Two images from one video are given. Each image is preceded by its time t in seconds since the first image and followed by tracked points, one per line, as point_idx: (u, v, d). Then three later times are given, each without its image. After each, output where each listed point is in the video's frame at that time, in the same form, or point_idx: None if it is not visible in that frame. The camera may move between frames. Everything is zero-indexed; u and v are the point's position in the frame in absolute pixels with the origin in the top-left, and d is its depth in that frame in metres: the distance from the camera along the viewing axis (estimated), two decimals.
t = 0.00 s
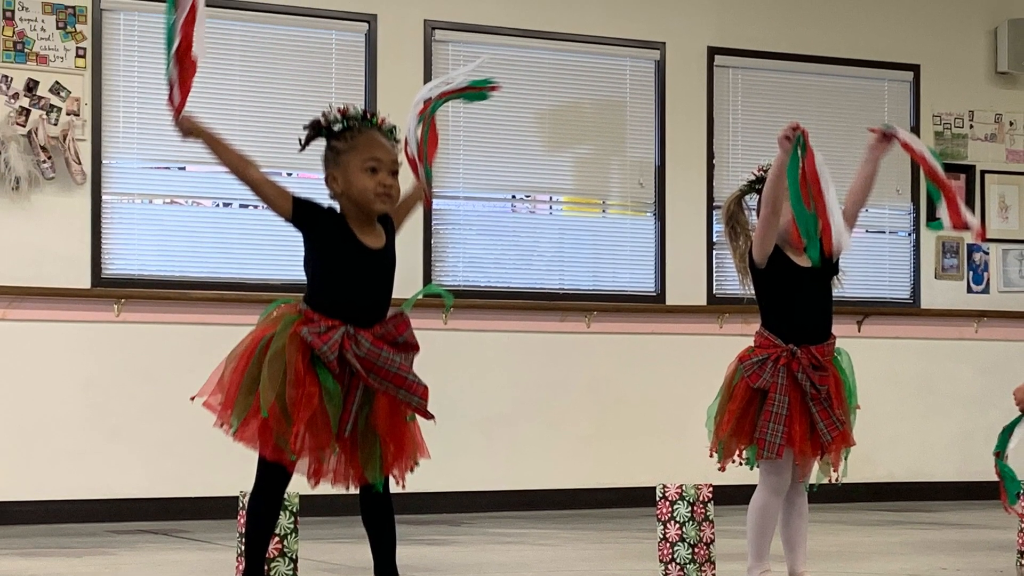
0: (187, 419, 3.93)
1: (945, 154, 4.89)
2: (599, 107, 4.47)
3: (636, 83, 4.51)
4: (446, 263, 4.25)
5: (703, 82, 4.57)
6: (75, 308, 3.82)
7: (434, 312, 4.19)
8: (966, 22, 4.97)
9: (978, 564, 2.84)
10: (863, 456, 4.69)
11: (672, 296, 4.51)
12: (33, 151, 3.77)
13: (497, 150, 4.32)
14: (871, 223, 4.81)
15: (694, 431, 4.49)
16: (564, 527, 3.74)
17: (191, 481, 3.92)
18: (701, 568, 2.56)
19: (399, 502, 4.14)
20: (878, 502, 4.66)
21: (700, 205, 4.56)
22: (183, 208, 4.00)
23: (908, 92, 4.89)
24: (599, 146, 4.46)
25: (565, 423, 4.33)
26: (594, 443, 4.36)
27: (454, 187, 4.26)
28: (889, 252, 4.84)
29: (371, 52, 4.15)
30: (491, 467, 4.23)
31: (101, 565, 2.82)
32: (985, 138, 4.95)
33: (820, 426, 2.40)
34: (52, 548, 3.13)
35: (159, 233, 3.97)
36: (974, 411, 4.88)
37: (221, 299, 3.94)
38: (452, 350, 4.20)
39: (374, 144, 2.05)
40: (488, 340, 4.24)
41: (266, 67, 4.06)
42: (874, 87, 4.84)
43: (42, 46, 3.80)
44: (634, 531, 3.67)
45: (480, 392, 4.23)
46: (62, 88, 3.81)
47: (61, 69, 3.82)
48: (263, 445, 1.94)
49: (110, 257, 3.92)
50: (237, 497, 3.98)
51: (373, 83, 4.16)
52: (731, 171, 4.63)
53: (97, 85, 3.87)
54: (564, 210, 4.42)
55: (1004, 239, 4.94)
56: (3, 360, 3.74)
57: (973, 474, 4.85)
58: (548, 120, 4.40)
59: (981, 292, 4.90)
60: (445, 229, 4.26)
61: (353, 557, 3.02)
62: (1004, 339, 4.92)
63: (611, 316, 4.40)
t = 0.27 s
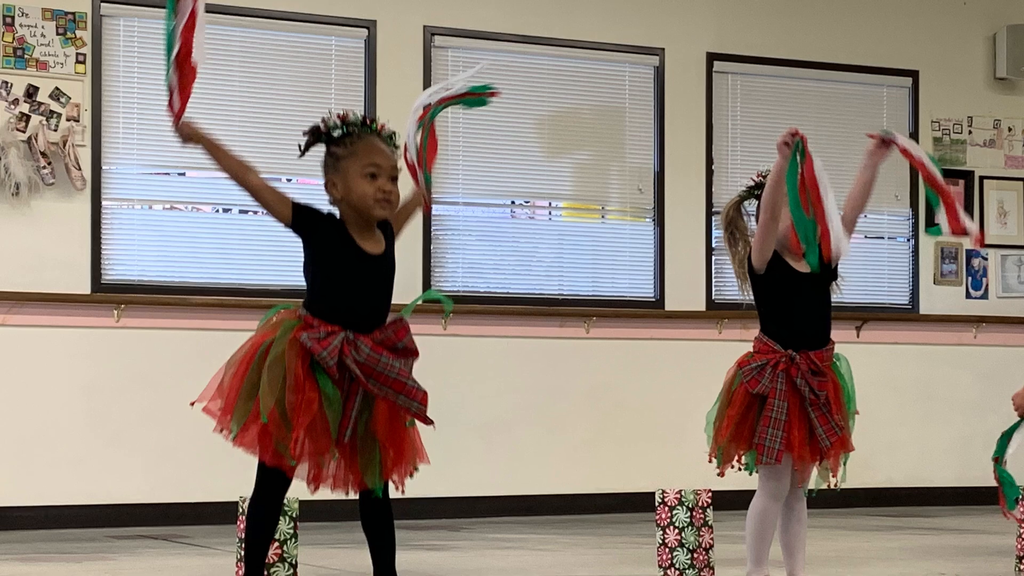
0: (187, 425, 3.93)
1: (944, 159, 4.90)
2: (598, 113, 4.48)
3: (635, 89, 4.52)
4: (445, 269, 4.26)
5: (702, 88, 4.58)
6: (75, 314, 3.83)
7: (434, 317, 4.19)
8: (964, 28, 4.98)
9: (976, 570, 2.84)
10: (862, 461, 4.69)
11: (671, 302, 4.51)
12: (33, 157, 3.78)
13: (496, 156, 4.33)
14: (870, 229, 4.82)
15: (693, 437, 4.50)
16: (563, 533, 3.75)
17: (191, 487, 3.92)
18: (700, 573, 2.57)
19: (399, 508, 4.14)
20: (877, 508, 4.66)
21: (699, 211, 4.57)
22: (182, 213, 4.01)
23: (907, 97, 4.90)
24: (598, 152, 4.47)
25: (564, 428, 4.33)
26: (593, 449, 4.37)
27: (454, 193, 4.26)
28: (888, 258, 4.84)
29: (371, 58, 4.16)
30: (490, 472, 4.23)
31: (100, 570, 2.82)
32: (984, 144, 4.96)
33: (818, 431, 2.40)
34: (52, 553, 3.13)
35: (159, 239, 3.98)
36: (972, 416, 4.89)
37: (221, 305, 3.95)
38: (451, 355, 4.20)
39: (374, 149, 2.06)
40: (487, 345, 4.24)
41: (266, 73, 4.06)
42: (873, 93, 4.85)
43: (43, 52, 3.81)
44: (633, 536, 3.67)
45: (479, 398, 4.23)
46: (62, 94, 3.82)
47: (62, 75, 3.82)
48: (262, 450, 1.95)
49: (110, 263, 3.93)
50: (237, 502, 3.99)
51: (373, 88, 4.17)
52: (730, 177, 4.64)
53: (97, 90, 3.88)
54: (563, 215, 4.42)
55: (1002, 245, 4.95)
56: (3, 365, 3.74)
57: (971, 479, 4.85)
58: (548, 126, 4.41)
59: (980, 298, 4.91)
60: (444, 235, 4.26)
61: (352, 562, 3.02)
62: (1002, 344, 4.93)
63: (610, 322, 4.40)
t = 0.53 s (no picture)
0: (187, 430, 3.93)
1: (943, 165, 4.91)
2: (597, 119, 4.48)
3: (634, 95, 4.53)
4: (444, 274, 4.26)
5: (701, 94, 4.59)
6: (75, 319, 3.83)
7: (434, 323, 4.20)
8: (963, 34, 4.99)
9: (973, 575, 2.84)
10: (861, 467, 4.69)
11: (671, 308, 4.51)
12: (33, 162, 3.77)
13: (496, 162, 4.34)
14: (869, 234, 4.82)
15: (692, 442, 4.50)
16: (562, 538, 3.75)
17: (191, 492, 3.93)
18: None
19: (398, 513, 4.15)
20: (875, 513, 4.67)
21: (698, 216, 4.58)
22: (182, 219, 4.01)
23: (905, 103, 4.92)
24: (597, 158, 4.47)
25: (563, 434, 4.34)
26: (592, 454, 4.37)
27: (453, 199, 4.27)
28: (887, 263, 4.85)
29: (370, 64, 4.17)
30: (489, 477, 4.23)
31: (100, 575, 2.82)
32: (983, 149, 4.96)
33: (817, 436, 2.42)
34: (52, 559, 3.13)
35: (159, 244, 3.98)
36: (971, 422, 4.89)
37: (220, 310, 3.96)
38: (450, 361, 4.20)
39: (373, 155, 2.07)
40: (486, 351, 4.24)
41: (266, 78, 4.07)
42: (872, 99, 4.86)
43: (42, 58, 3.81)
44: (631, 542, 3.67)
45: (478, 403, 4.23)
46: (62, 101, 3.83)
47: (61, 81, 3.83)
48: (262, 455, 1.97)
49: (110, 268, 3.93)
50: (236, 508, 3.99)
51: (372, 94, 4.17)
52: (729, 183, 4.65)
53: (96, 96, 3.88)
54: (562, 221, 4.43)
55: (1001, 250, 4.95)
56: (3, 371, 3.75)
57: (970, 485, 4.85)
58: (547, 132, 4.41)
59: (979, 303, 4.92)
60: (443, 240, 4.26)
61: (351, 568, 3.02)
62: (1001, 350, 4.93)
63: (609, 328, 4.41)
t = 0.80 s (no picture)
0: (187, 435, 3.94)
1: (941, 171, 4.91)
2: (596, 125, 4.49)
3: (633, 101, 4.53)
4: (444, 280, 4.27)
5: (700, 100, 4.60)
6: (75, 325, 3.84)
7: (433, 329, 4.20)
8: (961, 40, 5.01)
9: None
10: (860, 472, 4.70)
11: (670, 313, 4.52)
12: (34, 168, 3.79)
13: (496, 168, 4.34)
14: (868, 239, 4.83)
15: (692, 448, 4.50)
16: (562, 543, 3.75)
17: (191, 497, 3.93)
18: None
19: (398, 518, 4.15)
20: (874, 519, 4.66)
21: (697, 222, 4.59)
22: (182, 224, 4.02)
23: (904, 109, 4.93)
24: (596, 164, 4.48)
25: (563, 439, 4.34)
26: (592, 459, 4.37)
27: (452, 204, 4.27)
28: (886, 269, 4.87)
29: (370, 70, 4.18)
30: (489, 482, 4.23)
31: None
32: (982, 155, 4.97)
33: (816, 442, 2.43)
34: (53, 564, 3.13)
35: (159, 250, 3.99)
36: (970, 427, 4.89)
37: (220, 315, 3.96)
38: (449, 367, 4.20)
39: (373, 162, 2.08)
40: (485, 357, 4.25)
41: (266, 84, 4.08)
42: (871, 105, 4.88)
43: (42, 64, 3.82)
44: (631, 547, 3.68)
45: (478, 409, 4.23)
46: (62, 106, 3.83)
47: (61, 87, 3.83)
48: (261, 461, 1.98)
49: (110, 274, 3.94)
50: (236, 513, 4.00)
51: (372, 100, 4.18)
52: (728, 189, 4.66)
53: (96, 102, 3.89)
54: (561, 227, 4.44)
55: (1000, 256, 4.96)
56: (4, 377, 3.75)
57: (969, 490, 4.85)
58: (546, 138, 4.42)
59: (978, 309, 4.92)
60: (443, 246, 4.27)
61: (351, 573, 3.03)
62: (1000, 355, 4.94)
63: (609, 333, 4.41)
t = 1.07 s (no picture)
0: (187, 440, 3.96)
1: (941, 175, 4.82)
2: (597, 131, 4.36)
3: (633, 106, 4.45)
4: (444, 285, 4.08)
5: (698, 107, 4.62)
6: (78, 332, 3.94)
7: (434, 335, 4.34)
8: (959, 46, 5.03)
9: None
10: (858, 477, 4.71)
11: (669, 319, 4.47)
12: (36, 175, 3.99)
13: (495, 173, 4.33)
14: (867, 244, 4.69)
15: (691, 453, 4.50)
16: (563, 563, 3.73)
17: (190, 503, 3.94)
18: None
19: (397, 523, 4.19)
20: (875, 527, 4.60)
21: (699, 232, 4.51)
22: (182, 229, 3.71)
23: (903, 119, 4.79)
24: (597, 170, 4.39)
25: (562, 447, 4.44)
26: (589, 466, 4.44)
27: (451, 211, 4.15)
28: (886, 274, 4.64)
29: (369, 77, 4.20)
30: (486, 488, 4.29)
31: None
32: (980, 161, 4.98)
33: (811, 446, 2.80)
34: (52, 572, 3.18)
35: (158, 258, 3.71)
36: (969, 433, 4.87)
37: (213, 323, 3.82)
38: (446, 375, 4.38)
39: (373, 171, 2.85)
40: (486, 363, 4.39)
41: (262, 88, 4.00)
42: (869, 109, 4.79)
43: (44, 72, 3.92)
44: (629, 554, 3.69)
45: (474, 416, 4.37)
46: (62, 112, 3.89)
47: (61, 94, 3.87)
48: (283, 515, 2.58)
49: (110, 281, 3.81)
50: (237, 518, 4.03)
51: (371, 106, 4.17)
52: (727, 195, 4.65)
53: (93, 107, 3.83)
54: (561, 232, 4.37)
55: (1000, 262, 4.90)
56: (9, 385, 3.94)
57: (969, 497, 4.82)
58: (546, 144, 4.33)
59: (977, 315, 4.85)
60: (444, 252, 4.06)
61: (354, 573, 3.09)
62: (999, 360, 4.94)
63: (607, 338, 4.50)
